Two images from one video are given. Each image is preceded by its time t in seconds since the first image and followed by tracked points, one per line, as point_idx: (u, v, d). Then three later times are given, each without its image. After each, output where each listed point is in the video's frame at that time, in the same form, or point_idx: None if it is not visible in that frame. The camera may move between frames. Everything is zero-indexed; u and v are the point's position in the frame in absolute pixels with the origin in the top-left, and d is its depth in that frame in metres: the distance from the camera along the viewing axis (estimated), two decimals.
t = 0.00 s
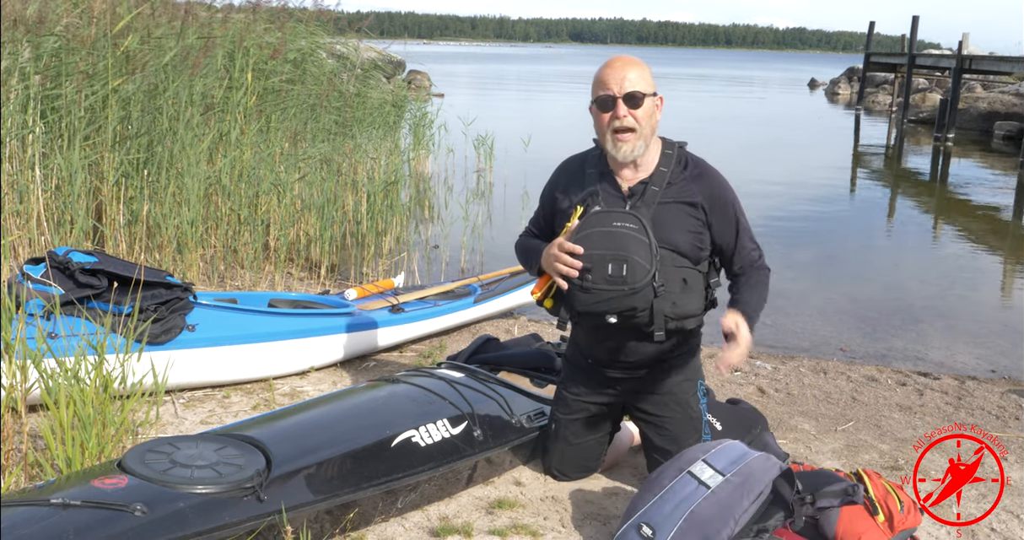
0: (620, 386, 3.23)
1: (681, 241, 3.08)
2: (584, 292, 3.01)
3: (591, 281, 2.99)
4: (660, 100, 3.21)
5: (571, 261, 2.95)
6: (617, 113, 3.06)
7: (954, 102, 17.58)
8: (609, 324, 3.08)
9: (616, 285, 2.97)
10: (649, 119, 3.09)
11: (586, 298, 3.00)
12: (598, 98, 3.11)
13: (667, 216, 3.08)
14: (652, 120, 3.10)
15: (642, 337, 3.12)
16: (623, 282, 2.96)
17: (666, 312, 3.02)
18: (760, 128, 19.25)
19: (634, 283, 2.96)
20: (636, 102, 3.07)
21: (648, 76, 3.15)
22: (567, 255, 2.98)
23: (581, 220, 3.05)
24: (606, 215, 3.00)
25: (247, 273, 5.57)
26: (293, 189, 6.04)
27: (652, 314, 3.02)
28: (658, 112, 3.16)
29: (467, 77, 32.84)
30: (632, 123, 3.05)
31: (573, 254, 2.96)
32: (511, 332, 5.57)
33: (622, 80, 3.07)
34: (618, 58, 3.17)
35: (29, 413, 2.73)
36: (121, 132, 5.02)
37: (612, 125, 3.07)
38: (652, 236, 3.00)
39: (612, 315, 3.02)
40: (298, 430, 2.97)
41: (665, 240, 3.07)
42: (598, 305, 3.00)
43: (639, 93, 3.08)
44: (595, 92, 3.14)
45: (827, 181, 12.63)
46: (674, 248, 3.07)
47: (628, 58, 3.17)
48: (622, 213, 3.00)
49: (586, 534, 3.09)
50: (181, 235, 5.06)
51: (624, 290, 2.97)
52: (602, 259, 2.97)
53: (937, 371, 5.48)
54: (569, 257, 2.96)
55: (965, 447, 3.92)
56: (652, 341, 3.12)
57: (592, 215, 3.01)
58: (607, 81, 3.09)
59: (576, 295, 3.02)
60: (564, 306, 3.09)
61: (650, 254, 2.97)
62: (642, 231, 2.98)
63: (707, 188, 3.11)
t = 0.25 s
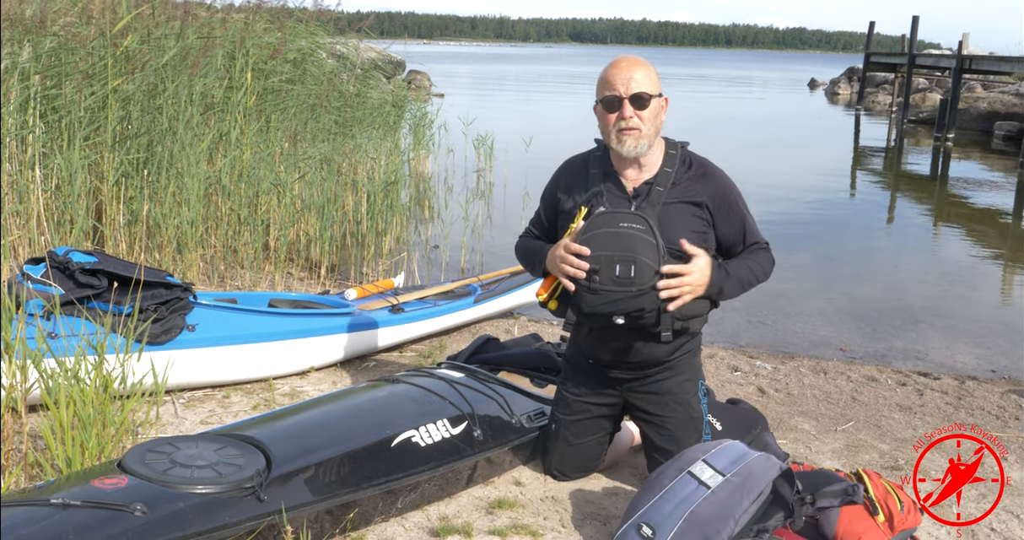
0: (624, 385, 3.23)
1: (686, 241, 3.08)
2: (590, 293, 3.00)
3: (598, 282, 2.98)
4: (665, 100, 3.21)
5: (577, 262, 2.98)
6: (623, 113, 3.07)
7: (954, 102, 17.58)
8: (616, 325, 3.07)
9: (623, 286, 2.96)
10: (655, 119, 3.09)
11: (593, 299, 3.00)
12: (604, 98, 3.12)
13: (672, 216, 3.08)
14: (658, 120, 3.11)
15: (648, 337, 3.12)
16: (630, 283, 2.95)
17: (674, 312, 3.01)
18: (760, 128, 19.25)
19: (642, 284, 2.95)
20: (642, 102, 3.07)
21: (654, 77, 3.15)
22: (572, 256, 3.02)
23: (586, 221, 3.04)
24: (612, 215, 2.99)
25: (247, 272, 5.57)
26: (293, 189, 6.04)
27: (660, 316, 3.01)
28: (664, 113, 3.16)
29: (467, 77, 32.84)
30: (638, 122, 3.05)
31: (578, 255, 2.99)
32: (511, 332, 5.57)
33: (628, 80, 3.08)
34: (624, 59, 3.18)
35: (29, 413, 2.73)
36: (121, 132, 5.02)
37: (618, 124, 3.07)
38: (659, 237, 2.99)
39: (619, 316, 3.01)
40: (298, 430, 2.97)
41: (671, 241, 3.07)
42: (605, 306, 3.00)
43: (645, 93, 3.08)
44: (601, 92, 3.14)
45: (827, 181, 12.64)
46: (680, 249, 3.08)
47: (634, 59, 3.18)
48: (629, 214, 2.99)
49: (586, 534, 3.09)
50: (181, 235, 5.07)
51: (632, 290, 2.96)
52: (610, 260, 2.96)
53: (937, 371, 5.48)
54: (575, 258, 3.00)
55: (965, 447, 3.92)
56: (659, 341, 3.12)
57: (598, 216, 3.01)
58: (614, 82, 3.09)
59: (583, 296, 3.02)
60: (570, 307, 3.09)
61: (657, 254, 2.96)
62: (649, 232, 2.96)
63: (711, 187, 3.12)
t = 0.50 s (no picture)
0: (623, 386, 3.23)
1: (685, 243, 3.09)
2: (588, 294, 3.01)
3: (596, 282, 2.98)
4: (666, 100, 3.21)
5: (575, 262, 2.99)
6: (624, 113, 3.06)
7: (954, 102, 17.58)
8: (613, 326, 3.08)
9: (621, 287, 2.96)
10: (656, 120, 3.09)
11: (591, 299, 3.00)
12: (605, 97, 3.12)
13: (672, 218, 3.08)
14: (658, 121, 3.10)
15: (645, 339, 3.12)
16: (628, 284, 2.95)
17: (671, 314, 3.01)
18: (760, 129, 19.25)
19: (639, 286, 2.95)
20: (643, 103, 3.07)
21: (656, 78, 3.14)
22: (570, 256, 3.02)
23: (585, 221, 3.05)
24: (612, 216, 2.99)
25: (247, 272, 5.56)
26: (293, 189, 6.03)
27: (657, 318, 3.01)
28: (665, 114, 3.15)
29: (467, 77, 32.84)
30: (639, 123, 3.05)
31: (577, 255, 3.00)
32: (510, 332, 5.57)
33: (630, 80, 3.07)
34: (627, 58, 3.17)
35: (30, 413, 2.73)
36: (121, 132, 5.02)
37: (619, 124, 3.07)
38: (657, 239, 2.98)
39: (616, 317, 3.01)
40: (298, 430, 2.97)
41: (670, 242, 3.07)
42: (603, 306, 3.00)
43: (646, 95, 3.08)
44: (603, 91, 3.14)
45: (827, 181, 12.64)
46: (679, 251, 3.08)
47: (637, 59, 3.17)
48: (628, 215, 2.99)
49: (586, 534, 3.09)
50: (181, 235, 5.07)
51: (629, 292, 2.96)
52: (608, 261, 2.97)
53: (937, 371, 5.48)
54: (573, 258, 3.01)
55: (965, 447, 3.92)
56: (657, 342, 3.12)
57: (597, 216, 3.01)
58: (615, 82, 3.09)
59: (581, 296, 3.02)
60: (568, 306, 3.09)
61: (655, 256, 2.96)
62: (647, 234, 2.96)
63: (710, 188, 3.12)
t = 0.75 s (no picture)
0: (622, 386, 3.23)
1: (684, 243, 3.09)
2: (586, 292, 3.01)
3: (594, 281, 2.98)
4: (666, 99, 3.21)
5: (574, 261, 2.99)
6: (623, 112, 3.06)
7: (954, 102, 17.58)
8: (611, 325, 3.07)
9: (619, 285, 2.96)
10: (655, 120, 3.09)
11: (589, 298, 3.00)
12: (604, 97, 3.12)
13: (671, 217, 3.08)
14: (658, 121, 3.10)
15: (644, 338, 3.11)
16: (626, 282, 2.95)
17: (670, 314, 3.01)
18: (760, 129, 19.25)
19: (637, 284, 2.95)
20: (642, 102, 3.07)
21: (655, 77, 3.14)
22: (569, 254, 3.02)
23: (584, 220, 3.05)
24: (611, 215, 2.99)
25: (247, 272, 5.56)
26: (293, 189, 6.03)
27: (656, 317, 3.00)
28: (664, 113, 3.15)
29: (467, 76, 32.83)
30: (638, 123, 3.05)
31: (575, 253, 3.00)
32: (511, 332, 5.57)
33: (630, 80, 3.08)
34: (627, 58, 3.17)
35: (30, 413, 2.73)
36: (121, 132, 5.02)
37: (618, 124, 3.07)
38: (655, 238, 2.98)
39: (614, 315, 3.00)
40: (298, 430, 2.97)
41: (669, 242, 3.07)
42: (601, 305, 2.99)
43: (645, 94, 3.08)
44: (602, 90, 3.14)
45: (827, 181, 12.64)
46: (678, 250, 3.08)
47: (636, 58, 3.17)
48: (627, 214, 2.99)
49: (586, 534, 3.09)
50: (181, 235, 5.07)
51: (627, 290, 2.96)
52: (606, 260, 2.96)
53: (937, 371, 5.48)
54: (571, 256, 3.01)
55: (965, 447, 3.92)
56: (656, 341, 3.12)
57: (595, 215, 3.01)
58: (614, 81, 3.09)
59: (579, 295, 3.02)
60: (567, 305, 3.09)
61: (653, 255, 2.96)
62: (646, 233, 2.96)
63: (709, 187, 3.12)
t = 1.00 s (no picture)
0: (622, 386, 3.23)
1: (684, 243, 3.09)
2: (587, 293, 3.01)
3: (595, 282, 2.98)
4: (665, 99, 3.21)
5: (574, 262, 2.99)
6: (622, 115, 3.06)
7: (954, 102, 17.58)
8: (612, 326, 3.07)
9: (619, 286, 2.96)
10: (655, 121, 3.09)
11: (589, 299, 3.00)
12: (603, 99, 3.12)
13: (671, 218, 3.08)
14: (657, 122, 3.11)
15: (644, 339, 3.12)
16: (627, 283, 2.95)
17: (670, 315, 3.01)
18: (760, 129, 19.25)
19: (638, 285, 2.95)
20: (641, 104, 3.07)
21: (654, 77, 3.14)
22: (569, 255, 3.01)
23: (585, 221, 3.05)
24: (611, 216, 2.99)
25: (247, 272, 5.56)
26: (293, 189, 6.03)
27: (656, 318, 3.01)
28: (664, 114, 3.15)
29: (467, 76, 32.83)
30: (637, 125, 3.05)
31: (575, 255, 3.00)
32: (511, 332, 5.57)
33: (628, 82, 3.07)
34: (625, 58, 3.16)
35: (30, 413, 2.73)
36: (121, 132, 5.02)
37: (617, 126, 3.07)
38: (656, 239, 2.99)
39: (614, 317, 3.01)
40: (298, 430, 2.97)
41: (669, 242, 3.07)
42: (602, 306, 3.00)
43: (645, 96, 3.08)
44: (601, 92, 3.14)
45: (827, 181, 12.64)
46: (678, 251, 3.08)
47: (634, 59, 3.16)
48: (627, 215, 2.99)
49: (586, 534, 3.09)
50: (181, 235, 5.06)
51: (627, 291, 2.96)
52: (607, 261, 2.97)
53: (937, 371, 5.48)
54: (572, 257, 3.01)
55: (965, 447, 3.92)
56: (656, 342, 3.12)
57: (596, 216, 3.01)
58: (613, 84, 3.09)
59: (579, 296, 3.02)
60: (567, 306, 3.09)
61: (654, 256, 2.96)
62: (646, 234, 2.97)
63: (709, 188, 3.12)
